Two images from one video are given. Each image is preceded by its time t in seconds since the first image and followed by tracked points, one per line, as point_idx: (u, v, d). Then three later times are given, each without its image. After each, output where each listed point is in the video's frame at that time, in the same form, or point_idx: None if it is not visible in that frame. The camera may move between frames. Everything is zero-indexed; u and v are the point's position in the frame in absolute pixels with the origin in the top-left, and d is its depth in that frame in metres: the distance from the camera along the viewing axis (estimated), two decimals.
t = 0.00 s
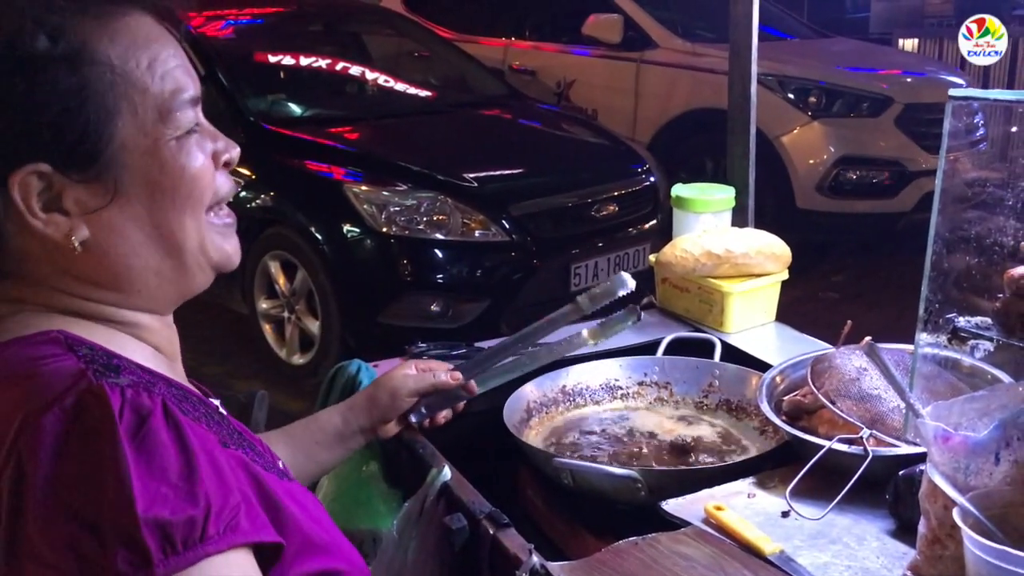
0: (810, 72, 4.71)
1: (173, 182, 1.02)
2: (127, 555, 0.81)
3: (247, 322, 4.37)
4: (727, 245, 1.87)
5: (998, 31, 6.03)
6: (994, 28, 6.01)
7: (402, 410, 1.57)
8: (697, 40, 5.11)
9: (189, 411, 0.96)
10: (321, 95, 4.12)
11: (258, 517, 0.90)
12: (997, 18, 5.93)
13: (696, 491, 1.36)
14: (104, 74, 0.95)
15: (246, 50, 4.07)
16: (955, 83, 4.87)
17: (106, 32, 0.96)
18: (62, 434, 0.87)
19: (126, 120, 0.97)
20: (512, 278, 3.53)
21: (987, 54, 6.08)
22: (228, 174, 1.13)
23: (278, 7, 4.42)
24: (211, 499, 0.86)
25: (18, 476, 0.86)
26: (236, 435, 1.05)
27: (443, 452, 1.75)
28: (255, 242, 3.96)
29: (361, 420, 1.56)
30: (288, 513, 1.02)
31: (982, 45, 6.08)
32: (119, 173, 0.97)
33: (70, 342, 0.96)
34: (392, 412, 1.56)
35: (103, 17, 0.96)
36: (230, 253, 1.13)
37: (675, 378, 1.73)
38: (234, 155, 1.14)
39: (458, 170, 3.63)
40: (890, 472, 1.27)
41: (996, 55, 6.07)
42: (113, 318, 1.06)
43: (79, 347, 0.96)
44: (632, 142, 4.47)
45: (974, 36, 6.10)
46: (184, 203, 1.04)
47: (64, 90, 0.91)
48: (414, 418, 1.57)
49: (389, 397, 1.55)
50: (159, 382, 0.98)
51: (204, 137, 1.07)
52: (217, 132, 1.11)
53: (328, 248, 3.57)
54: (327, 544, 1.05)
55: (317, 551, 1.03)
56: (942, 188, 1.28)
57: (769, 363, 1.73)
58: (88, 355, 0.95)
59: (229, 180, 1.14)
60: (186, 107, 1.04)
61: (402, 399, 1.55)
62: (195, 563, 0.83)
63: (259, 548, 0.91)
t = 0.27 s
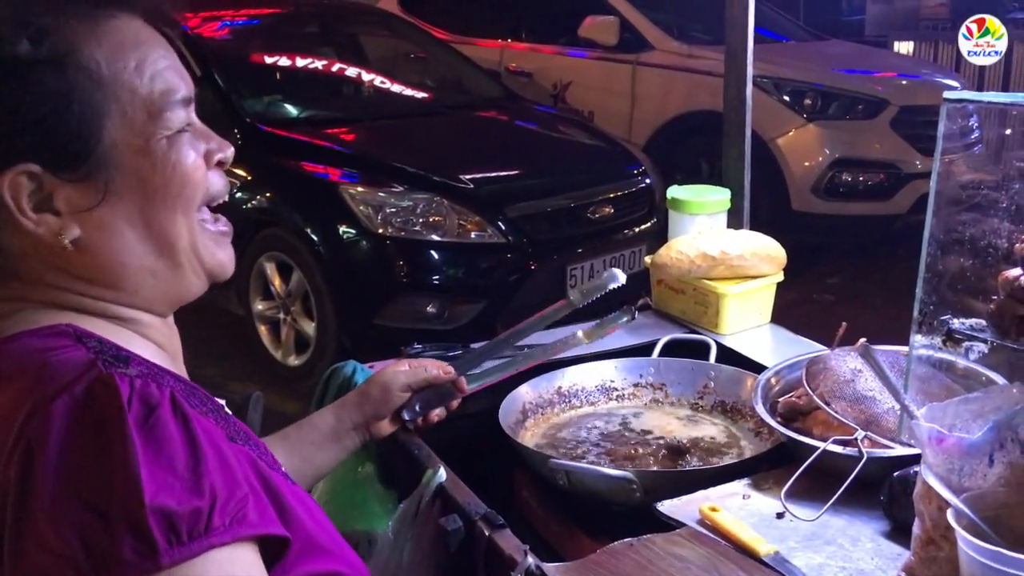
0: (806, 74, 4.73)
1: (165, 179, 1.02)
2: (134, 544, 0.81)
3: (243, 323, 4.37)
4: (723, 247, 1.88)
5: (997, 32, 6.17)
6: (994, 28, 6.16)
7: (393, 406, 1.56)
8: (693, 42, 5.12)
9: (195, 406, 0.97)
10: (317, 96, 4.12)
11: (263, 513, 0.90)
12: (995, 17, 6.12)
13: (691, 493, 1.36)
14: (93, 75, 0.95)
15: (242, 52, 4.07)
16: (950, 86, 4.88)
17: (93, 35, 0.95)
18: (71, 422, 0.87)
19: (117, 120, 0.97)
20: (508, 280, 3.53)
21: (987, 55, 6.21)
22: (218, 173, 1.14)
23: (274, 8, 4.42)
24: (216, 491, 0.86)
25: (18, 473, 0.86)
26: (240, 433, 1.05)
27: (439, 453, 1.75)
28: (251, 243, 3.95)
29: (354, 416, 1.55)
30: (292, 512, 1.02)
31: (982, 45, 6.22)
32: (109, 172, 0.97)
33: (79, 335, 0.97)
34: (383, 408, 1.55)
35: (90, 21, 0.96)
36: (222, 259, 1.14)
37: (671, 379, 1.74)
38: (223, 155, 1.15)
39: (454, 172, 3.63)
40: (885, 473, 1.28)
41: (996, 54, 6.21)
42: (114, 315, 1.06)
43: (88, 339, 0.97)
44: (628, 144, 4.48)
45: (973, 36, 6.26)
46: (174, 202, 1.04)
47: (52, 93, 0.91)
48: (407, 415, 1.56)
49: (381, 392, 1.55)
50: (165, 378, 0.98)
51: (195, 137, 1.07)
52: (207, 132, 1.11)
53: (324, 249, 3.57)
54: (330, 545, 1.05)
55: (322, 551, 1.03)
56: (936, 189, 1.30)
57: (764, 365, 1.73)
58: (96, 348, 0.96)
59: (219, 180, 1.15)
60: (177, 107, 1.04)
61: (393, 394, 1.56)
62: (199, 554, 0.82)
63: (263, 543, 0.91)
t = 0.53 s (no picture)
0: (799, 77, 4.74)
1: (199, 196, 0.99)
2: (165, 519, 0.79)
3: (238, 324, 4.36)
4: (717, 250, 1.88)
5: (998, 32, 6.06)
6: (994, 28, 6.06)
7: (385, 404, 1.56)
8: (688, 45, 5.14)
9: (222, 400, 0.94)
10: (312, 98, 4.13)
11: (282, 510, 0.89)
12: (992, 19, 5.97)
13: (685, 495, 1.37)
14: (136, 85, 0.91)
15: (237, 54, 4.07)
16: (943, 89, 4.91)
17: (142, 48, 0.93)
18: (108, 414, 0.82)
19: (156, 133, 0.94)
20: (504, 282, 3.53)
21: (987, 54, 6.11)
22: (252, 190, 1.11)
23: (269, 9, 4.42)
24: (245, 484, 0.84)
25: (44, 467, 0.83)
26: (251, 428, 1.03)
27: (436, 455, 1.75)
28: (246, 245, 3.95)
29: (347, 413, 1.55)
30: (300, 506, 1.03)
31: (982, 45, 6.11)
32: (144, 183, 0.94)
33: (113, 327, 0.93)
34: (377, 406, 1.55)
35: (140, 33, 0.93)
36: (248, 275, 1.10)
37: (665, 381, 1.74)
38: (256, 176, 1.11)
39: (449, 174, 3.63)
40: (877, 475, 1.29)
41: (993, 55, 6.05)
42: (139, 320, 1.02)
43: (122, 331, 0.93)
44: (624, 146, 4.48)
45: (973, 36, 6.14)
46: (202, 223, 1.00)
47: (95, 99, 0.88)
48: (401, 413, 1.57)
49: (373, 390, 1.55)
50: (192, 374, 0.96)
51: (230, 155, 1.04)
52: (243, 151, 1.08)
53: (319, 251, 3.56)
54: (335, 544, 1.05)
55: (328, 548, 1.03)
56: (931, 194, 1.32)
57: (757, 367, 1.74)
58: (131, 338, 0.92)
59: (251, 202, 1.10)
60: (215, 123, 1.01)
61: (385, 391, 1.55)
62: (223, 544, 0.81)
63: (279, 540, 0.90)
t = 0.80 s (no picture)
0: (791, 79, 4.74)
1: (174, 211, 0.96)
2: (141, 522, 0.78)
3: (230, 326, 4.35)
4: (709, 251, 1.88)
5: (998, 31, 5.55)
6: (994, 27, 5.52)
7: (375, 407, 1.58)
8: (680, 46, 5.14)
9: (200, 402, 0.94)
10: (304, 99, 4.12)
11: (259, 510, 0.88)
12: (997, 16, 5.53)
13: (676, 496, 1.36)
14: (113, 98, 0.89)
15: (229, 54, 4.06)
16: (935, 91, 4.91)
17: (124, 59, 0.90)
18: (82, 417, 0.82)
19: (131, 148, 0.91)
20: (496, 283, 3.53)
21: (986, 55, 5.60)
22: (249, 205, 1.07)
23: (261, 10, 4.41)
24: (221, 484, 0.84)
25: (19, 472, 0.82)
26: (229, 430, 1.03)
27: (427, 458, 1.74)
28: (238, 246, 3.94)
29: (334, 413, 1.57)
30: (281, 509, 1.03)
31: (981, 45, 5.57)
32: (112, 196, 0.92)
33: (88, 330, 0.93)
34: (365, 407, 1.57)
35: (125, 43, 0.91)
36: (231, 288, 1.06)
37: (656, 383, 1.73)
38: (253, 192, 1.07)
39: (442, 175, 3.63)
40: (868, 476, 1.29)
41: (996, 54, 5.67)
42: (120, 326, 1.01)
43: (97, 335, 0.93)
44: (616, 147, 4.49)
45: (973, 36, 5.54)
46: (178, 241, 0.97)
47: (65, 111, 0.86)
48: (390, 415, 1.58)
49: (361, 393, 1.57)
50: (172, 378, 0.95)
51: (216, 171, 1.00)
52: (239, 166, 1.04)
53: (311, 252, 3.56)
54: (319, 545, 1.06)
55: (310, 550, 1.04)
56: (920, 195, 1.32)
57: (748, 368, 1.74)
58: (107, 342, 0.91)
59: (246, 217, 1.05)
60: (198, 138, 0.97)
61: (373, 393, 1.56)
62: (204, 541, 0.81)
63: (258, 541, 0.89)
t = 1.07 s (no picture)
0: (784, 78, 4.74)
1: (132, 207, 0.94)
2: (120, 534, 0.77)
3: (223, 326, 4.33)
4: (702, 250, 1.88)
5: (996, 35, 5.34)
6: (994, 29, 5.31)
7: (366, 407, 1.58)
8: (674, 45, 5.14)
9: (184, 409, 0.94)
10: (297, 98, 4.10)
11: (248, 518, 0.87)
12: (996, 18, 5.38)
13: (670, 496, 1.36)
14: (52, 100, 0.88)
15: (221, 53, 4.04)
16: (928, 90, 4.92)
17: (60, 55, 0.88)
18: (56, 425, 0.82)
19: (80, 149, 0.90)
20: (490, 282, 3.53)
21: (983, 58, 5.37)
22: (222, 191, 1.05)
23: (253, 9, 4.39)
24: (205, 491, 0.83)
25: None
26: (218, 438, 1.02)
27: (421, 458, 1.74)
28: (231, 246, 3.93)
29: (325, 414, 1.58)
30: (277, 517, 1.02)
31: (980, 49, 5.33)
32: (66, 200, 0.91)
33: (68, 336, 0.92)
34: (356, 406, 1.57)
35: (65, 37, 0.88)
36: (213, 279, 1.05)
37: (650, 382, 1.73)
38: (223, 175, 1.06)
39: (436, 174, 3.62)
40: (863, 476, 1.28)
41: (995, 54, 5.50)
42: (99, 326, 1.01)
43: (77, 339, 0.92)
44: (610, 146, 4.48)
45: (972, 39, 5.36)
46: (144, 239, 0.96)
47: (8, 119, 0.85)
48: (382, 414, 1.58)
49: (350, 393, 1.58)
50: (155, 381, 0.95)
51: (177, 162, 0.98)
52: (206, 153, 1.02)
53: (304, 252, 3.54)
54: (316, 551, 1.05)
55: (307, 556, 1.03)
56: (914, 195, 1.31)
57: (742, 368, 1.73)
58: (87, 348, 0.91)
59: (217, 206, 1.03)
60: (151, 128, 0.95)
61: (363, 391, 1.57)
62: (188, 549, 0.80)
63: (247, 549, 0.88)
